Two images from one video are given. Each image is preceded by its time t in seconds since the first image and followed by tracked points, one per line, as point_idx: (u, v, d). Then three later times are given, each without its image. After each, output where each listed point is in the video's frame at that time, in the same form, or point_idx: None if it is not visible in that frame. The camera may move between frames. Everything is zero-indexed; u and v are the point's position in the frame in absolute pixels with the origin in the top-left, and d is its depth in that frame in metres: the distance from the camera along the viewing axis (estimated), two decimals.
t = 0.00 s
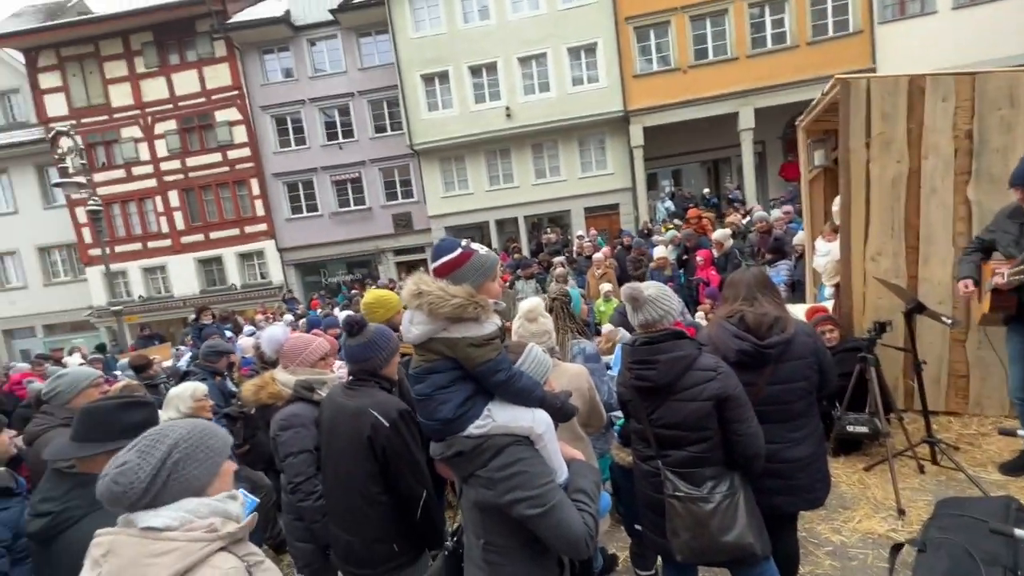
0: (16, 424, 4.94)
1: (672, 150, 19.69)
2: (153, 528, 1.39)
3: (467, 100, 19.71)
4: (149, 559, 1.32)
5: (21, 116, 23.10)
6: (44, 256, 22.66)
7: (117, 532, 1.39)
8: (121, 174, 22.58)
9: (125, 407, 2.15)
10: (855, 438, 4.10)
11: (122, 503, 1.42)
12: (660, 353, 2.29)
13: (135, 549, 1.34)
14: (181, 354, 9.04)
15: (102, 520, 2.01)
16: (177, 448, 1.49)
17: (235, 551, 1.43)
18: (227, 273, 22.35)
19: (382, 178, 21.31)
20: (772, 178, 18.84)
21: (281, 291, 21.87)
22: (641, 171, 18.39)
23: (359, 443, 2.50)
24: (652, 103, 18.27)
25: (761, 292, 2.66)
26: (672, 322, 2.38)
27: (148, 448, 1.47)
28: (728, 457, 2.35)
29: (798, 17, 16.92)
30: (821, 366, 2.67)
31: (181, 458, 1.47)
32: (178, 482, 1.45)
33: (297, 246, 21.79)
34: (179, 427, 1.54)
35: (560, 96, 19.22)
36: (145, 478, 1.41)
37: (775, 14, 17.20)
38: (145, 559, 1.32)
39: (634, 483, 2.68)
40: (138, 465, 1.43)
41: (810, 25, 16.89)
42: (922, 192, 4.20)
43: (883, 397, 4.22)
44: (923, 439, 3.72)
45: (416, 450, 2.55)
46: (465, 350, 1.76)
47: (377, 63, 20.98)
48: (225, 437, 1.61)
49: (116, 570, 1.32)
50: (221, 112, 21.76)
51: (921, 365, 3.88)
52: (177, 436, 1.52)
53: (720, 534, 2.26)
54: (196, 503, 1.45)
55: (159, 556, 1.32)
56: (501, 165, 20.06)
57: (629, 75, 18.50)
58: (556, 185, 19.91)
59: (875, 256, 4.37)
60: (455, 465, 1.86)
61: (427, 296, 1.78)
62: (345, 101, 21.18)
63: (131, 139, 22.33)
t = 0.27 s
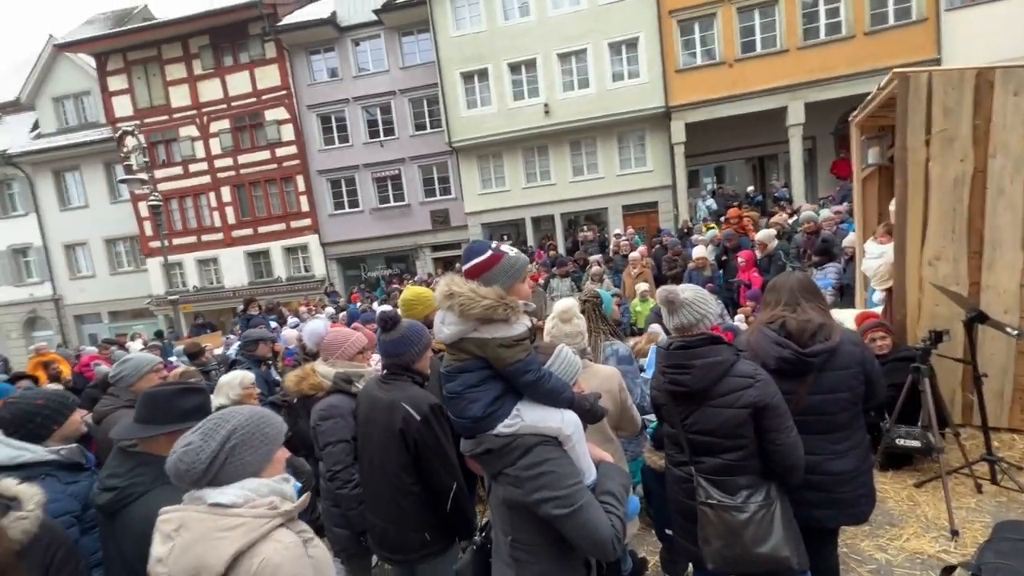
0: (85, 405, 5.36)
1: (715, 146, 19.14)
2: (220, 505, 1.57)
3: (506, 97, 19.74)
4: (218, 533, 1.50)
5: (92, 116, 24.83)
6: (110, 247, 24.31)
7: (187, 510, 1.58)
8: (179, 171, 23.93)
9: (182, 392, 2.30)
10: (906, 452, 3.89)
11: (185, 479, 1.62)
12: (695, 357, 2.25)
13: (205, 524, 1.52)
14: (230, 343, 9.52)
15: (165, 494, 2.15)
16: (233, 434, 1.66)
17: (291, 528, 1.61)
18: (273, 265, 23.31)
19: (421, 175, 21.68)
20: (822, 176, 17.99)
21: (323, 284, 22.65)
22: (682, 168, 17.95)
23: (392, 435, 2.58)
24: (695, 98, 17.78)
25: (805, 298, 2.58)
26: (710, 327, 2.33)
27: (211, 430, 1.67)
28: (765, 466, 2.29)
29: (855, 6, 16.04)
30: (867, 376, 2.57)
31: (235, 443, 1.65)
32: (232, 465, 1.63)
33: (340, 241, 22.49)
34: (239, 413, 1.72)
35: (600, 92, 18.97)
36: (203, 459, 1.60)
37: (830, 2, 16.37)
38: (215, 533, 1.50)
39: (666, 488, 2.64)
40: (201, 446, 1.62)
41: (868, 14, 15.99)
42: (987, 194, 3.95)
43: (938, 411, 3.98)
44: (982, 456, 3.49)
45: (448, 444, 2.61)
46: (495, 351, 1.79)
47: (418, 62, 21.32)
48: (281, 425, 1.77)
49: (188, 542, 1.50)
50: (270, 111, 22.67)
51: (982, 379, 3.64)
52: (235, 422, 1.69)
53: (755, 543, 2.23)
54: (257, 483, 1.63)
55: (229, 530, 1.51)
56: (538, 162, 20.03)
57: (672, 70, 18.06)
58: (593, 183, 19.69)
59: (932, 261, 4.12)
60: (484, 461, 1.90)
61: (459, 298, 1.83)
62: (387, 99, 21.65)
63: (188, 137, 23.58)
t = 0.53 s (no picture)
0: (146, 391, 5.78)
1: (761, 144, 18.47)
2: (281, 485, 1.80)
3: (545, 96, 19.70)
4: (281, 511, 1.75)
5: (155, 119, 26.45)
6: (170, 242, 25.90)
7: (250, 490, 1.80)
8: (232, 171, 25.18)
9: (234, 381, 2.45)
10: (962, 471, 3.66)
11: (250, 459, 1.83)
12: (729, 364, 2.20)
13: (269, 502, 1.76)
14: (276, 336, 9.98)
15: (219, 476, 2.31)
16: (295, 423, 1.87)
17: (342, 508, 1.87)
18: (317, 262, 24.20)
19: (460, 174, 21.97)
20: (878, 174, 17.05)
21: (364, 281, 23.36)
22: (725, 166, 17.42)
23: (427, 430, 2.67)
24: (740, 95, 17.19)
25: (849, 304, 2.48)
26: (746, 333, 2.28)
27: (275, 418, 1.87)
28: (803, 477, 2.24)
29: None
30: (917, 388, 2.44)
31: (298, 432, 1.87)
32: (292, 451, 1.85)
33: (380, 239, 23.11)
34: (300, 404, 1.93)
35: (641, 90, 18.63)
36: (269, 444, 1.82)
37: None
38: (279, 511, 1.75)
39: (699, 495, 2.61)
40: (266, 432, 1.83)
41: (933, 2, 15.01)
42: None
43: (1000, 429, 3.72)
44: None
45: (480, 442, 2.67)
46: (525, 352, 1.83)
47: (458, 62, 21.55)
48: (334, 418, 1.98)
49: (254, 520, 1.74)
50: (317, 113, 23.51)
51: None
52: (297, 412, 1.91)
53: (790, 556, 2.18)
54: (313, 467, 1.87)
55: (290, 509, 1.75)
56: (576, 161, 19.90)
57: (716, 66, 17.55)
58: (632, 182, 19.39)
59: (998, 267, 3.85)
60: (513, 460, 1.94)
61: (489, 299, 1.87)
62: (427, 100, 22.04)
63: (241, 138, 24.78)
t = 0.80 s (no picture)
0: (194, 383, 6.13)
1: (804, 142, 17.80)
2: (323, 479, 1.90)
3: (579, 95, 19.57)
4: (322, 503, 1.84)
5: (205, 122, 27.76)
6: (216, 239, 27.16)
7: (293, 482, 1.89)
8: (274, 170, 26.15)
9: (273, 378, 2.57)
10: (1012, 492, 3.46)
11: (295, 456, 1.93)
12: (757, 376, 2.16)
13: (311, 494, 1.85)
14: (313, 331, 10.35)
15: (259, 469, 2.45)
16: (338, 422, 1.98)
17: (377, 503, 1.99)
18: (353, 259, 24.85)
19: (492, 174, 22.11)
20: (931, 173, 16.15)
21: (397, 278, 23.85)
22: (764, 165, 16.89)
23: (452, 431, 2.73)
24: (782, 91, 16.61)
25: (886, 316, 2.38)
26: (775, 344, 2.23)
27: (319, 416, 1.97)
28: (832, 493, 2.18)
29: None
30: (959, 405, 2.33)
31: (340, 430, 1.97)
32: (336, 449, 1.95)
33: (413, 237, 23.53)
34: (340, 404, 2.03)
35: (678, 87, 18.24)
36: (313, 443, 1.91)
37: None
38: (319, 503, 1.84)
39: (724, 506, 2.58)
40: (311, 430, 1.93)
41: None
42: None
43: None
44: None
45: (502, 444, 2.71)
46: (546, 359, 1.86)
47: (492, 62, 21.64)
48: (371, 417, 2.09)
49: (297, 510, 1.83)
50: (355, 114, 24.12)
51: None
52: (339, 412, 2.01)
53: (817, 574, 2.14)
54: (353, 463, 1.97)
55: (331, 501, 1.85)
56: (609, 160, 19.70)
57: (757, 62, 17.02)
58: (667, 181, 19.03)
59: None
60: (533, 464, 1.96)
61: (512, 307, 1.90)
62: (461, 100, 22.25)
63: (283, 139, 25.69)
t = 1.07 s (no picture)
0: (241, 376, 6.46)
1: (854, 137, 16.98)
2: (366, 478, 1.99)
3: (615, 92, 19.31)
4: (364, 501, 1.93)
5: (252, 124, 28.97)
6: (262, 236, 28.35)
7: (337, 480, 1.99)
8: (316, 170, 27.04)
9: (311, 377, 2.69)
10: None
11: (341, 456, 2.02)
12: (795, 391, 2.10)
13: (355, 492, 1.95)
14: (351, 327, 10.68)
15: (302, 464, 2.58)
16: (380, 424, 2.07)
17: (415, 503, 2.07)
18: (390, 256, 25.43)
19: (526, 172, 22.13)
20: (997, 169, 15.11)
21: (432, 275, 24.24)
22: (810, 162, 16.21)
23: (483, 433, 2.78)
24: (831, 85, 15.88)
25: (937, 330, 2.27)
26: (815, 357, 2.17)
27: (362, 419, 2.06)
28: (873, 514, 2.12)
29: None
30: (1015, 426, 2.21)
31: (382, 433, 2.06)
32: (378, 450, 2.04)
33: (449, 236, 23.87)
34: (382, 407, 2.12)
35: (719, 82, 17.70)
36: (358, 444, 2.00)
37: None
38: (362, 501, 1.93)
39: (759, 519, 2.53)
40: (355, 432, 2.02)
41: None
42: None
43: None
44: None
45: (532, 448, 2.75)
46: (577, 369, 1.88)
47: (528, 61, 21.61)
48: (409, 419, 2.17)
49: (342, 506, 1.92)
50: (393, 114, 24.62)
51: None
52: (380, 415, 2.09)
53: None
54: (393, 464, 2.05)
55: (373, 500, 1.94)
56: (646, 158, 19.36)
57: (804, 54, 16.33)
58: (705, 179, 18.54)
59: None
60: (562, 471, 1.99)
61: (544, 317, 1.93)
62: (497, 99, 22.34)
63: (325, 140, 26.51)
